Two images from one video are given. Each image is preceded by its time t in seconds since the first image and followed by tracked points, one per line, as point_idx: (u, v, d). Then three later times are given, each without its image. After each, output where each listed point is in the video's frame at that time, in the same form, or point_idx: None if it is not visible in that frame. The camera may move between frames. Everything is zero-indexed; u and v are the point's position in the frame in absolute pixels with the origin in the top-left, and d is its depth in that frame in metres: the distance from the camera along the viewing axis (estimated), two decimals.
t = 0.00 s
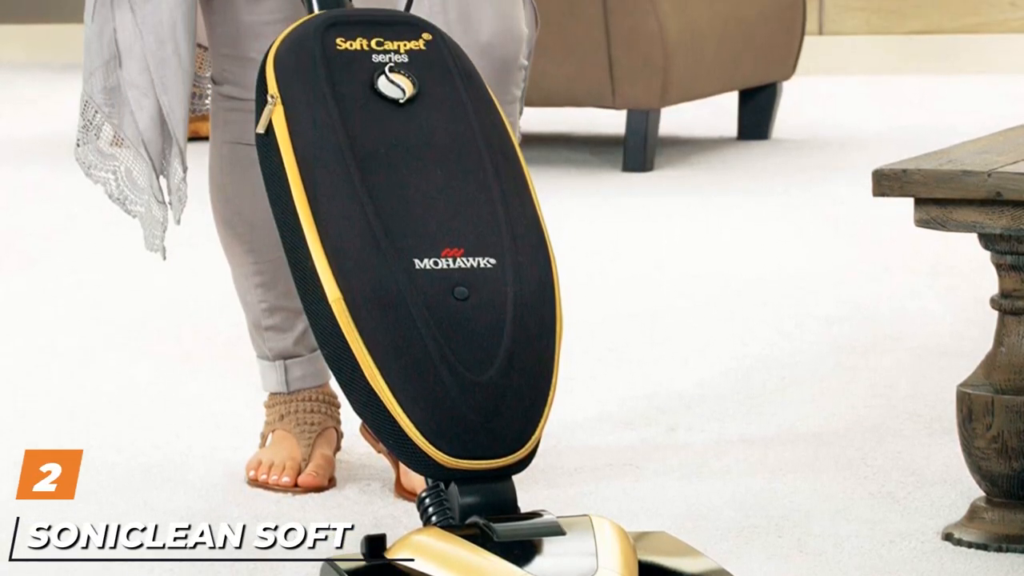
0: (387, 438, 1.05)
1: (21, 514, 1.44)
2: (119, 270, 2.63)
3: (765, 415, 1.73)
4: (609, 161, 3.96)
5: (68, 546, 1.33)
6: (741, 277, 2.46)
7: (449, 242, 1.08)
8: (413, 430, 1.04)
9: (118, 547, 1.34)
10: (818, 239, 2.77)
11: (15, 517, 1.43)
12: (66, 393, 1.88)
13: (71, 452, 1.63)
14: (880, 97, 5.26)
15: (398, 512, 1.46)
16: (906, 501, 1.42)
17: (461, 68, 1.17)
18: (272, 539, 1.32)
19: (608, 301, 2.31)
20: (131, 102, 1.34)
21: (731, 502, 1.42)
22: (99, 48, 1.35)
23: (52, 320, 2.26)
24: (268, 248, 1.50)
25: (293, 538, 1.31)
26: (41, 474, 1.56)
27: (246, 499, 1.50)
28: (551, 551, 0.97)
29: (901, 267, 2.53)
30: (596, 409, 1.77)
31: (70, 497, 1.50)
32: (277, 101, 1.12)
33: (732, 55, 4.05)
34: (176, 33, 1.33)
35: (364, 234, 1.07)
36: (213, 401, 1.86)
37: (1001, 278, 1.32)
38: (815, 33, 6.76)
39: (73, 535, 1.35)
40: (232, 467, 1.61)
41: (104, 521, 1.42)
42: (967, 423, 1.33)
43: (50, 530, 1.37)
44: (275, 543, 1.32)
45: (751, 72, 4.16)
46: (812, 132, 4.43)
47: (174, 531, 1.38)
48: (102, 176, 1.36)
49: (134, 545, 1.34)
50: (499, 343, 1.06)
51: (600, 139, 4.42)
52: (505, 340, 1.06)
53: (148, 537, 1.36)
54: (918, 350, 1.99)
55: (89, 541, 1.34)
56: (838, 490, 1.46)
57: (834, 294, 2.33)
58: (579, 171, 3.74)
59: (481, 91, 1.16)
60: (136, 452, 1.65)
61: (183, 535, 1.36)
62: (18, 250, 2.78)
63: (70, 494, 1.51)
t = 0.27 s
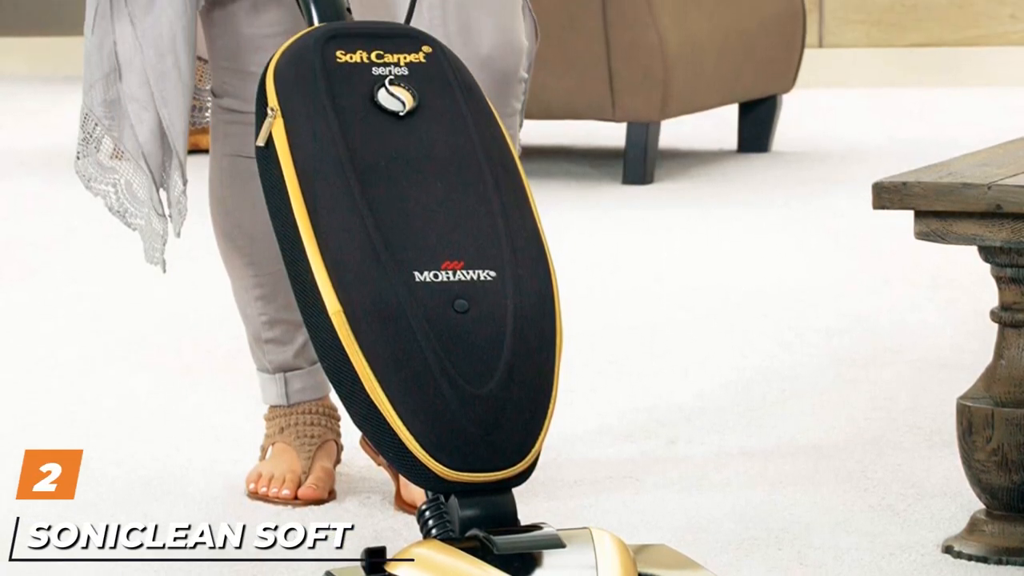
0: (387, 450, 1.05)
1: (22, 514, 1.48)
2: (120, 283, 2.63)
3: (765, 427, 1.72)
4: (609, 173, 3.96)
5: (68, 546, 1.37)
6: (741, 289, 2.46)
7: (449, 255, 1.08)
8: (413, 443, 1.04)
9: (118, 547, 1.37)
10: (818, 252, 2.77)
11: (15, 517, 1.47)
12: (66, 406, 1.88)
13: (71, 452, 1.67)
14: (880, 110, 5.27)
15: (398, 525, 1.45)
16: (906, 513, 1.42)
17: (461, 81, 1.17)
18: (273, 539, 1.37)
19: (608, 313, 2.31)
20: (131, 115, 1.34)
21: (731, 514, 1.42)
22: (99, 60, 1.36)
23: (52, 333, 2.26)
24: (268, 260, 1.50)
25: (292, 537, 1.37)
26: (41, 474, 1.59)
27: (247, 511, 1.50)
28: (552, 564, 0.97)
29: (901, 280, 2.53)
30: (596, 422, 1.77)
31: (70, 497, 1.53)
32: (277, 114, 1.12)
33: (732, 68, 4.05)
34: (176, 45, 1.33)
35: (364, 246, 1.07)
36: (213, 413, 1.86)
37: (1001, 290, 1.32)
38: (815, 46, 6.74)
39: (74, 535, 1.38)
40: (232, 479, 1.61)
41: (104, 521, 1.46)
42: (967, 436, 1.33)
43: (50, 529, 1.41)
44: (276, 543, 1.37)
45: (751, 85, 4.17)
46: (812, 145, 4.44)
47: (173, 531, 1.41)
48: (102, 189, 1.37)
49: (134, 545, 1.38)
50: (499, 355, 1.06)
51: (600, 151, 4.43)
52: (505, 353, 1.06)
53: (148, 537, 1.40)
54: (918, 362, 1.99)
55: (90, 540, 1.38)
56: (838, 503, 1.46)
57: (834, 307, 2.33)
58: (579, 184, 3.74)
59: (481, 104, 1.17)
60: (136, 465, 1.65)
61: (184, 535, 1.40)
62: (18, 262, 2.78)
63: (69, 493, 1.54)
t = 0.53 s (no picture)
0: (387, 463, 1.05)
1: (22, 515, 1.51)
2: (120, 295, 2.63)
3: (765, 440, 1.72)
4: (609, 186, 3.96)
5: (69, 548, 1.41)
6: (741, 302, 2.46)
7: (449, 268, 1.08)
8: (413, 456, 1.04)
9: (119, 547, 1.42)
10: (817, 264, 2.77)
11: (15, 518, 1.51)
12: (66, 418, 1.88)
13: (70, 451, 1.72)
14: (880, 122, 5.27)
15: (398, 538, 1.45)
16: (906, 525, 1.42)
17: (461, 94, 1.17)
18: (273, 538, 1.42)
19: (608, 326, 2.31)
20: (131, 128, 1.35)
21: (731, 527, 1.42)
22: (99, 73, 1.36)
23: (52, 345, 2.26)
24: (268, 273, 1.50)
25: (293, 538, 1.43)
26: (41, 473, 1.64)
27: (246, 526, 1.50)
28: None
29: (901, 292, 2.53)
30: (596, 434, 1.77)
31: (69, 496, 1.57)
32: (277, 126, 1.12)
33: (732, 81, 4.06)
34: (176, 58, 1.33)
35: (364, 259, 1.07)
36: (213, 426, 1.86)
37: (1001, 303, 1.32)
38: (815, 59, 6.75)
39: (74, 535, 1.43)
40: (232, 492, 1.61)
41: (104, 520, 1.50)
42: (967, 448, 1.33)
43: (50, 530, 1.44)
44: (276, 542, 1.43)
45: (751, 98, 4.17)
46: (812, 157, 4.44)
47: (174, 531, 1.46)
48: (102, 202, 1.37)
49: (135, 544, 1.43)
50: (499, 368, 1.06)
51: (601, 164, 4.43)
52: (505, 366, 1.06)
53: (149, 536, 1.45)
54: (918, 375, 1.99)
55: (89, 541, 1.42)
56: (838, 515, 1.46)
57: (834, 319, 2.33)
58: (579, 197, 3.75)
59: (481, 117, 1.17)
60: (136, 477, 1.65)
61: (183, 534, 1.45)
62: (18, 275, 2.78)
63: (69, 494, 1.57)
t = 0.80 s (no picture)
0: (387, 475, 1.05)
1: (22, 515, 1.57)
2: (120, 308, 2.63)
3: (765, 452, 1.72)
4: (608, 198, 3.97)
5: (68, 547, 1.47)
6: (741, 314, 2.46)
7: (449, 280, 1.08)
8: (414, 468, 1.04)
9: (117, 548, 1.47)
10: (817, 277, 2.77)
11: (15, 518, 1.55)
12: (65, 431, 1.88)
13: (70, 453, 1.77)
14: (880, 135, 5.27)
15: (398, 550, 1.45)
16: (906, 538, 1.42)
17: (461, 107, 1.17)
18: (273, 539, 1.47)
19: (608, 338, 2.31)
20: (131, 141, 1.35)
21: (731, 539, 1.42)
22: (99, 85, 1.37)
23: (52, 358, 2.26)
24: (268, 285, 1.50)
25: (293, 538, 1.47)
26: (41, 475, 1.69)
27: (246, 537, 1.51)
28: None
29: (901, 305, 2.53)
30: (596, 447, 1.77)
31: (70, 496, 1.62)
32: (277, 138, 1.12)
33: (732, 94, 4.06)
34: (176, 70, 1.33)
35: (364, 271, 1.07)
36: (213, 439, 1.86)
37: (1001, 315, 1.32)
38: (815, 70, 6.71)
39: (74, 536, 1.49)
40: (232, 504, 1.61)
41: (104, 520, 1.54)
42: (967, 460, 1.33)
43: (52, 530, 1.50)
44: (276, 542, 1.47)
45: (751, 111, 4.17)
46: (812, 170, 4.44)
47: (173, 531, 1.51)
48: (102, 214, 1.38)
49: (134, 545, 1.48)
50: (499, 380, 1.06)
51: (601, 176, 4.43)
52: (505, 378, 1.06)
53: (147, 537, 1.50)
54: (918, 387, 1.99)
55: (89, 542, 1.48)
56: (838, 527, 1.46)
57: (833, 332, 2.33)
58: (579, 209, 3.75)
59: (481, 129, 1.17)
60: (136, 489, 1.65)
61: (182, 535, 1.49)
62: (18, 288, 2.78)
63: (69, 493, 1.64)
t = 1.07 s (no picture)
0: (387, 488, 1.05)
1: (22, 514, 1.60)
2: (120, 320, 2.63)
3: (765, 464, 1.72)
4: (609, 211, 3.97)
5: (68, 546, 1.51)
6: (741, 327, 2.45)
7: (449, 293, 1.08)
8: (414, 480, 1.04)
9: (118, 547, 1.51)
10: (817, 289, 2.77)
11: (15, 518, 1.59)
12: (66, 443, 1.88)
13: (70, 453, 1.82)
14: (880, 147, 5.27)
15: (399, 563, 1.45)
16: (905, 550, 1.42)
17: (462, 120, 1.17)
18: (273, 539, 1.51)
19: (609, 351, 2.31)
20: (131, 153, 1.36)
21: (731, 551, 1.42)
22: (99, 98, 1.37)
23: (52, 371, 2.26)
24: (268, 297, 1.50)
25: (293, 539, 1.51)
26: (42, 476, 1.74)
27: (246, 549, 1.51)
28: None
29: (901, 317, 2.53)
30: (596, 459, 1.77)
31: (70, 497, 1.67)
32: (277, 151, 1.13)
33: (732, 107, 4.06)
34: (176, 83, 1.34)
35: (363, 284, 1.07)
36: (213, 451, 1.86)
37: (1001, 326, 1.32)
38: (815, 83, 6.69)
39: (74, 535, 1.53)
40: (232, 516, 1.61)
41: (105, 531, 1.55)
42: (967, 472, 1.34)
43: (51, 530, 1.54)
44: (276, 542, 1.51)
45: (751, 124, 4.18)
46: (812, 183, 4.44)
47: (173, 532, 1.55)
48: (102, 227, 1.38)
49: (134, 545, 1.52)
50: (499, 392, 1.06)
51: (601, 189, 4.43)
52: (505, 391, 1.06)
53: (148, 536, 1.54)
54: (918, 400, 1.99)
55: (90, 540, 1.52)
56: (838, 540, 1.46)
57: (833, 345, 2.33)
58: (579, 222, 3.75)
59: (481, 142, 1.17)
60: (136, 502, 1.65)
61: (183, 534, 1.54)
62: (18, 300, 2.78)
63: (70, 493, 1.68)
